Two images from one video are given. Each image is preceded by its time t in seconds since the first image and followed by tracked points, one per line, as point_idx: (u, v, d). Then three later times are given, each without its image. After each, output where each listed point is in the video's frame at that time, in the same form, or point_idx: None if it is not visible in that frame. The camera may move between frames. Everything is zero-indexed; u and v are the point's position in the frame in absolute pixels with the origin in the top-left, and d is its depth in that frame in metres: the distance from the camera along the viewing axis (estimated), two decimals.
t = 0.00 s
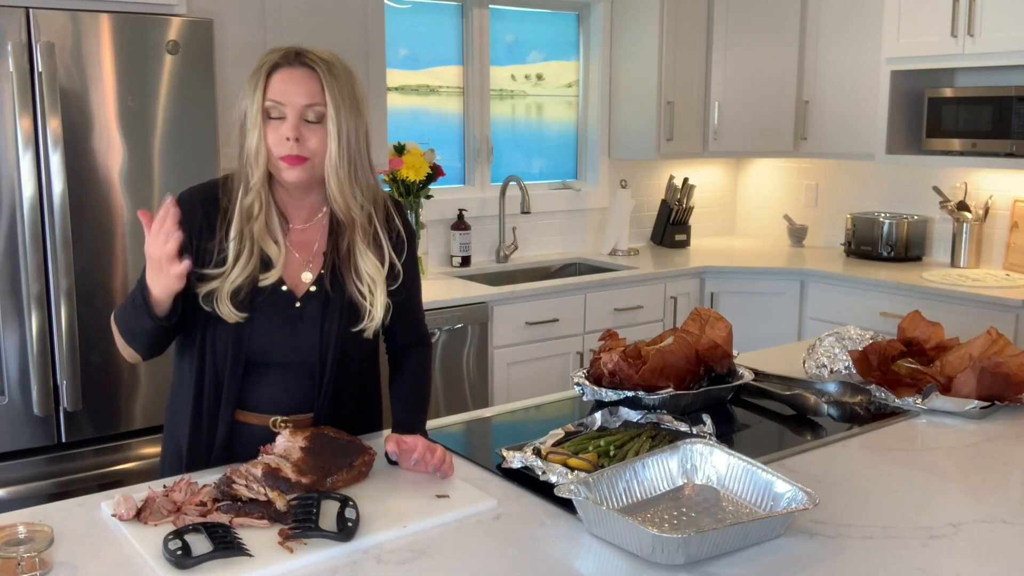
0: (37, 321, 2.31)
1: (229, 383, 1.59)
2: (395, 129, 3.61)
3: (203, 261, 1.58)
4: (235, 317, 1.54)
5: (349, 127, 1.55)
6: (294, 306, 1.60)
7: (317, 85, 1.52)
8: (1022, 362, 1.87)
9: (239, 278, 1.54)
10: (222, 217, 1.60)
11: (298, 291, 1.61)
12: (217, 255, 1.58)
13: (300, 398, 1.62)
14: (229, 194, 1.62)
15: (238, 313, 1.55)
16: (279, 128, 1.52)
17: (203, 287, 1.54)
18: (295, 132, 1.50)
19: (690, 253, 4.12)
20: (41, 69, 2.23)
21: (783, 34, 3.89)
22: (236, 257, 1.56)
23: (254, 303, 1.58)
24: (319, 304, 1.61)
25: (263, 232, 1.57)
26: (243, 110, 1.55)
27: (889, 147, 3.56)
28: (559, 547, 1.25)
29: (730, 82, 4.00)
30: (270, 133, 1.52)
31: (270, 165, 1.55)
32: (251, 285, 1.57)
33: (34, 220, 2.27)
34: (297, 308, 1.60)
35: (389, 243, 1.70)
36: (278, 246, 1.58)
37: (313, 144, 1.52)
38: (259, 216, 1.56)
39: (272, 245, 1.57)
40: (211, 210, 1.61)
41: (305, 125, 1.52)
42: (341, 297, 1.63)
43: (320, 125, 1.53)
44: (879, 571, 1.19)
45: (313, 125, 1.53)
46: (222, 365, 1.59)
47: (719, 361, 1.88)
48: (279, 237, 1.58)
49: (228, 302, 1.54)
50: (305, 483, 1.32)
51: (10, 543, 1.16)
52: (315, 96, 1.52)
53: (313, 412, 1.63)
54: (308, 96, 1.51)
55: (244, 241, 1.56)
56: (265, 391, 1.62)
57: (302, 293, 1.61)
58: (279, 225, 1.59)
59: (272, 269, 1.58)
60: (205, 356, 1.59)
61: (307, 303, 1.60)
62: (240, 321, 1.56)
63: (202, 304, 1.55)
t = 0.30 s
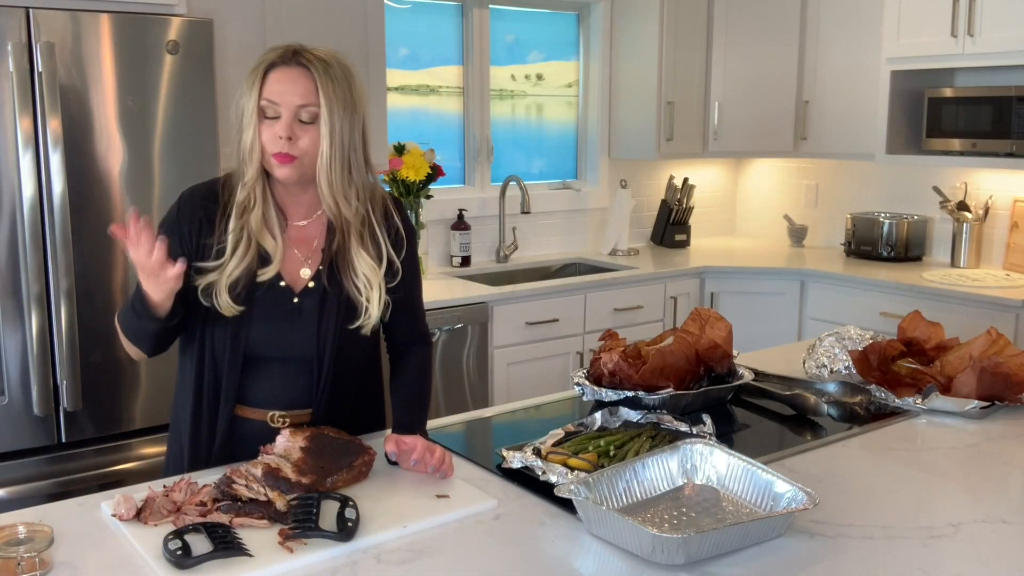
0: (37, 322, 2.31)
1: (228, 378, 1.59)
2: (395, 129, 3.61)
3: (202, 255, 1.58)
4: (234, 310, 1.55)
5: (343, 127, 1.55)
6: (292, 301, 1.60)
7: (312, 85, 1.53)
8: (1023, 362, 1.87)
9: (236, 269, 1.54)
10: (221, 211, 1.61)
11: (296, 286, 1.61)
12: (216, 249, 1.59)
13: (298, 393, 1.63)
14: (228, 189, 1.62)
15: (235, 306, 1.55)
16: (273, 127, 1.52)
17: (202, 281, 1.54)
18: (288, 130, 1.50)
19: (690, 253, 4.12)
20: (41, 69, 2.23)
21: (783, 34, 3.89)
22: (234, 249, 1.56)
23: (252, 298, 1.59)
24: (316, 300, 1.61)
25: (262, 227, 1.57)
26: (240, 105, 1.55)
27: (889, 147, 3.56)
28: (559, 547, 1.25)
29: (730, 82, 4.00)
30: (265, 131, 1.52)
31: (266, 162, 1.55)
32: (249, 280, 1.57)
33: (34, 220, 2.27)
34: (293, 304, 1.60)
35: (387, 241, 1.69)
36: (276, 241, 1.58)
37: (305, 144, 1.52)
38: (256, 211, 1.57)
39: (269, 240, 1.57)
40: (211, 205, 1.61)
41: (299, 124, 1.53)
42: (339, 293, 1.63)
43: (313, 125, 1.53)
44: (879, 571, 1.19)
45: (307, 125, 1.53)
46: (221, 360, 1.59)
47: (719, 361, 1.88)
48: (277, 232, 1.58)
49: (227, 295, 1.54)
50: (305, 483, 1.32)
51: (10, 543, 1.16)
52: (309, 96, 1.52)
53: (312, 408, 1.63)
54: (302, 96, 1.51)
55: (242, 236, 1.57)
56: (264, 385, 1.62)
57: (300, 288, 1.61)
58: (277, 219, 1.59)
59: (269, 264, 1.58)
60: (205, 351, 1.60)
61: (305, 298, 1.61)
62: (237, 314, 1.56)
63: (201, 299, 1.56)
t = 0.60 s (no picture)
0: (37, 322, 2.31)
1: (225, 372, 1.60)
2: (395, 129, 3.61)
3: (200, 250, 1.60)
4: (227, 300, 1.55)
5: (347, 130, 1.55)
6: (289, 296, 1.60)
7: (315, 90, 1.52)
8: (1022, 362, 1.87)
9: (232, 262, 1.55)
10: (220, 207, 1.62)
11: (293, 281, 1.61)
12: (214, 243, 1.60)
13: (296, 389, 1.62)
14: (227, 186, 1.63)
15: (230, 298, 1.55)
16: (279, 133, 1.51)
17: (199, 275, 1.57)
18: (295, 138, 1.49)
19: (690, 253, 4.12)
20: (41, 68, 2.23)
21: (783, 34, 3.89)
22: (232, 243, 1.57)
23: (249, 292, 1.59)
24: (312, 295, 1.61)
25: (259, 222, 1.58)
26: (243, 107, 1.54)
27: (889, 147, 3.56)
28: (559, 547, 1.25)
29: (730, 82, 4.00)
30: (270, 138, 1.52)
31: (271, 166, 1.55)
32: (246, 275, 1.58)
33: (34, 220, 2.27)
34: (291, 298, 1.60)
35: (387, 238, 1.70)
36: (275, 237, 1.58)
37: (311, 150, 1.52)
38: (256, 207, 1.57)
39: (268, 236, 1.58)
40: (211, 202, 1.62)
41: (304, 131, 1.52)
42: (336, 286, 1.64)
43: (318, 131, 1.53)
44: (879, 571, 1.19)
45: (313, 131, 1.53)
46: (218, 354, 1.60)
47: (719, 361, 1.88)
48: (276, 228, 1.58)
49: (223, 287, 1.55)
50: (305, 483, 1.32)
51: (10, 543, 1.16)
52: (314, 103, 1.51)
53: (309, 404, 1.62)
54: (307, 103, 1.51)
55: (240, 232, 1.57)
56: (261, 380, 1.62)
57: (297, 284, 1.61)
58: (276, 215, 1.59)
59: (267, 259, 1.58)
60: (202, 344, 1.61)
61: (302, 293, 1.61)
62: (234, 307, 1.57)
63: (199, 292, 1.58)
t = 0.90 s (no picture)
0: (37, 322, 2.31)
1: (218, 367, 1.60)
2: (395, 129, 3.61)
3: (195, 243, 1.59)
4: (221, 293, 1.55)
5: (344, 134, 1.55)
6: (283, 292, 1.60)
7: (313, 93, 1.51)
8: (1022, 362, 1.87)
9: (226, 256, 1.54)
10: (216, 203, 1.61)
11: (288, 278, 1.61)
12: (209, 237, 1.59)
13: (291, 385, 1.62)
14: (224, 183, 1.63)
15: (224, 290, 1.56)
16: (276, 135, 1.52)
17: (194, 268, 1.57)
18: (291, 140, 1.50)
19: (690, 254, 4.12)
20: (41, 68, 2.23)
21: (783, 33, 3.89)
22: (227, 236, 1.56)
23: (243, 285, 1.59)
24: (306, 292, 1.61)
25: (254, 217, 1.57)
26: (240, 107, 1.54)
27: (889, 147, 3.56)
28: (559, 547, 1.25)
29: (730, 82, 4.00)
30: (267, 139, 1.52)
31: (268, 166, 1.56)
32: (240, 268, 1.58)
33: (34, 220, 2.27)
34: (285, 295, 1.60)
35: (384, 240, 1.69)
36: (270, 233, 1.58)
37: (308, 153, 1.53)
38: (251, 200, 1.56)
39: (263, 230, 1.57)
40: (208, 197, 1.62)
41: (301, 134, 1.52)
42: (331, 283, 1.63)
43: (316, 134, 1.53)
44: (879, 570, 1.19)
45: (310, 133, 1.53)
46: (212, 348, 1.60)
47: (719, 361, 1.88)
48: (271, 222, 1.58)
49: (217, 280, 1.55)
50: (305, 483, 1.32)
51: (10, 543, 1.15)
52: (311, 107, 1.51)
53: (303, 402, 1.63)
54: (305, 107, 1.51)
55: (235, 228, 1.57)
56: (255, 376, 1.62)
57: (292, 280, 1.61)
58: (271, 209, 1.59)
59: (262, 254, 1.58)
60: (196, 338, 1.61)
61: (296, 289, 1.60)
62: (227, 298, 1.57)
63: (193, 285, 1.58)
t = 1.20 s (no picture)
0: (37, 321, 2.31)
1: (213, 366, 1.60)
2: (395, 129, 3.61)
3: (192, 241, 1.59)
4: (217, 294, 1.56)
5: (342, 129, 1.55)
6: (279, 292, 1.61)
7: (311, 89, 1.52)
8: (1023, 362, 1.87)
9: (224, 258, 1.55)
10: (213, 202, 1.61)
11: (284, 277, 1.62)
12: (205, 236, 1.59)
13: (285, 385, 1.62)
14: (219, 183, 1.64)
15: (221, 290, 1.57)
16: (274, 132, 1.52)
17: (190, 267, 1.56)
18: (290, 137, 1.51)
19: (690, 254, 4.12)
20: (41, 68, 2.23)
21: (783, 33, 3.89)
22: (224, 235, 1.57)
23: (239, 285, 1.59)
24: (303, 291, 1.61)
25: (252, 216, 1.58)
26: (237, 104, 1.54)
27: (889, 147, 3.56)
28: (559, 547, 1.25)
29: (730, 82, 4.00)
30: (265, 136, 1.52)
31: (267, 164, 1.56)
32: (237, 267, 1.58)
33: (34, 220, 2.27)
34: (281, 294, 1.60)
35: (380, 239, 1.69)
36: (267, 232, 1.59)
37: (307, 150, 1.53)
38: (248, 200, 1.57)
39: (260, 231, 1.58)
40: (205, 196, 1.62)
41: (299, 131, 1.53)
42: (328, 281, 1.63)
43: (314, 130, 1.54)
44: (879, 571, 1.19)
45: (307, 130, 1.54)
46: (207, 347, 1.60)
47: (719, 361, 1.88)
48: (268, 222, 1.59)
49: (214, 279, 1.56)
50: (305, 483, 1.32)
51: (10, 544, 1.15)
52: (309, 103, 1.52)
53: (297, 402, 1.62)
54: (303, 103, 1.51)
55: (232, 226, 1.58)
56: (249, 376, 1.62)
57: (289, 280, 1.61)
58: (269, 209, 1.60)
59: (259, 253, 1.59)
60: (191, 337, 1.62)
61: (292, 288, 1.61)
62: (223, 298, 1.58)
63: (189, 285, 1.58)
